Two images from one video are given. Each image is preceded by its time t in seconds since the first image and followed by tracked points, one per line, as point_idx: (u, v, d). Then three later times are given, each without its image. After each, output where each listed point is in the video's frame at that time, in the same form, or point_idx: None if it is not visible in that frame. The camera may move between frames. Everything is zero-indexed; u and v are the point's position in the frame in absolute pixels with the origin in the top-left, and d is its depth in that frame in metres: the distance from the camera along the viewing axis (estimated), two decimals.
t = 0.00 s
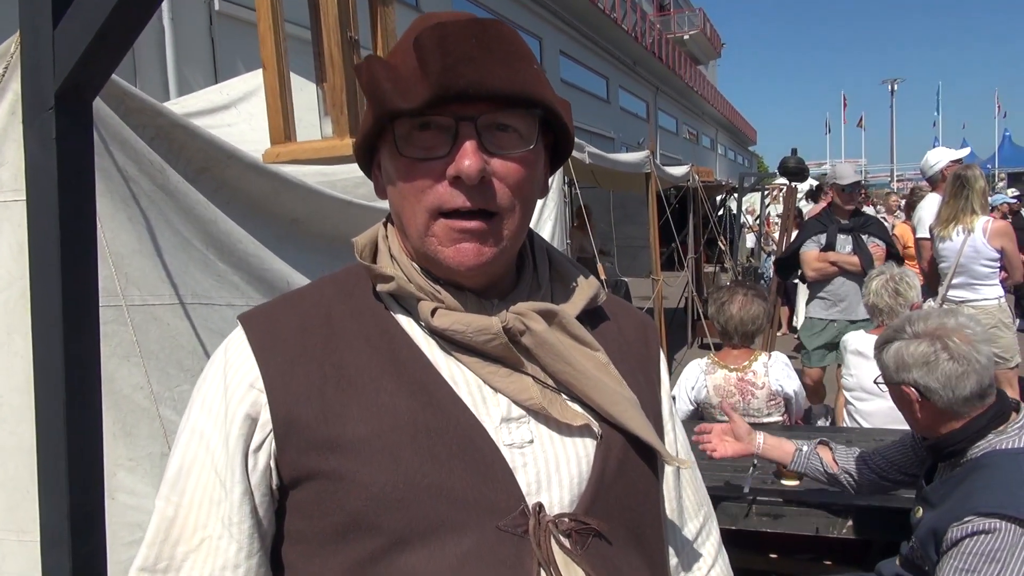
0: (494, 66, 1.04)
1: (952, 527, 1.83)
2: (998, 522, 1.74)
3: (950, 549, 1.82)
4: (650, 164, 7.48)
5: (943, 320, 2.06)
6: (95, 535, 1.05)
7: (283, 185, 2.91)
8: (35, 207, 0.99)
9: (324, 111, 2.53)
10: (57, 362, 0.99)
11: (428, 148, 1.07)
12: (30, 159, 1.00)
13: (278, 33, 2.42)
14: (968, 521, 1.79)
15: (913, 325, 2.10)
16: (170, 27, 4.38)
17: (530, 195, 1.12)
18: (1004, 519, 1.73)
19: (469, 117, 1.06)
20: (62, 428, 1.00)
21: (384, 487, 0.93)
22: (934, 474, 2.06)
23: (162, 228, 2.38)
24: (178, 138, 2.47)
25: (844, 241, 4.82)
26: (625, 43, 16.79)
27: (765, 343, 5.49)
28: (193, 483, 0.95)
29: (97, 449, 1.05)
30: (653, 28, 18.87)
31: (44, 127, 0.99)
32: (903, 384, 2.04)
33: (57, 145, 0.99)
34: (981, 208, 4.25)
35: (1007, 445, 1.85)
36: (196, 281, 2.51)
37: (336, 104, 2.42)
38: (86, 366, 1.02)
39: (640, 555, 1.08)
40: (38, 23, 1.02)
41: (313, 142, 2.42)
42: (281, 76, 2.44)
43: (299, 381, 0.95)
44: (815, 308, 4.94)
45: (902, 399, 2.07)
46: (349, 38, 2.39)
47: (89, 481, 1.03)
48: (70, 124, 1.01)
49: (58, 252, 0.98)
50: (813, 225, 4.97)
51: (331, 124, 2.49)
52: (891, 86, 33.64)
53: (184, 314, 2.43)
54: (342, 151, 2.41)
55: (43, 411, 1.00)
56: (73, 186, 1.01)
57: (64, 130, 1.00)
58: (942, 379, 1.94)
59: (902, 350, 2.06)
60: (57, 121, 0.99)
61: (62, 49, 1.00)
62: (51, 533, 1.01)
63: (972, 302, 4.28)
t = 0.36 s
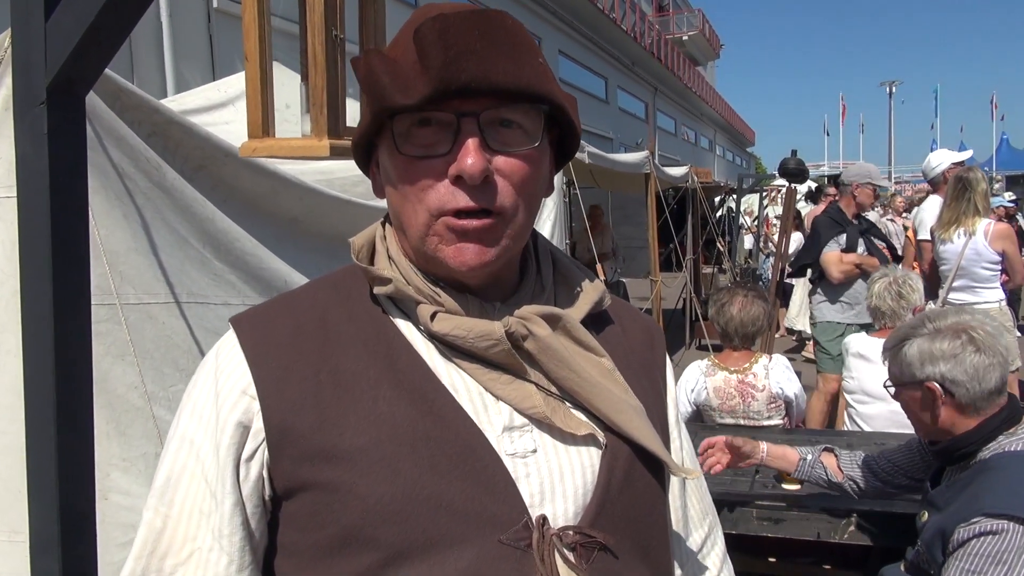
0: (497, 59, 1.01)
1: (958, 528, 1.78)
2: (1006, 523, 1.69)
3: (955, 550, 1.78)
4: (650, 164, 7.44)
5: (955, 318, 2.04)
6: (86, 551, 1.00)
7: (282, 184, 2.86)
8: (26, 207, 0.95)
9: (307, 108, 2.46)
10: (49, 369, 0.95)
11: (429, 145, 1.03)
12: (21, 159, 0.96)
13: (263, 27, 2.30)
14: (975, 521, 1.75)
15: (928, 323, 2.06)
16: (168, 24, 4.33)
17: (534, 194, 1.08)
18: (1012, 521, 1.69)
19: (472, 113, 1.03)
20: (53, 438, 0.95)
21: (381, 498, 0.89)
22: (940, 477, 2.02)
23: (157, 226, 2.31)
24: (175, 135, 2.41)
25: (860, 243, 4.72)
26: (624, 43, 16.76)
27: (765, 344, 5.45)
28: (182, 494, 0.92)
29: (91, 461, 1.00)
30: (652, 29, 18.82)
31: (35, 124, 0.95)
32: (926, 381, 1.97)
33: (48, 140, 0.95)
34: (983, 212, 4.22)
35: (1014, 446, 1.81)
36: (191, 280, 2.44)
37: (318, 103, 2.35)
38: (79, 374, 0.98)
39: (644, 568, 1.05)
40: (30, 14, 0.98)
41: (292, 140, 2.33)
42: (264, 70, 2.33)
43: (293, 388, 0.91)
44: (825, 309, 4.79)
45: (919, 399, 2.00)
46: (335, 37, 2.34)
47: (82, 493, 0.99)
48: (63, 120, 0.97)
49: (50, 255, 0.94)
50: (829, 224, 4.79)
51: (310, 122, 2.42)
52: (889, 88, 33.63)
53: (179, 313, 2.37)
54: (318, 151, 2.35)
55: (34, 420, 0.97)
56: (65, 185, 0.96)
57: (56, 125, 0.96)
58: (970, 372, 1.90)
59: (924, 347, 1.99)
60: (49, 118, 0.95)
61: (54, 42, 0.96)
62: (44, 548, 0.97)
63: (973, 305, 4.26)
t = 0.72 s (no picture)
0: (488, 56, 0.98)
1: (983, 534, 1.73)
2: None
3: (979, 557, 1.72)
4: (665, 163, 7.36)
5: (971, 317, 1.99)
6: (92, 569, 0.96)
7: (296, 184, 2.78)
8: (31, 211, 0.92)
9: (321, 104, 2.40)
10: (52, 380, 0.91)
11: (421, 145, 1.01)
12: (26, 162, 0.92)
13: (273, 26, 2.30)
14: (1001, 528, 1.69)
15: (947, 325, 2.00)
16: (183, 25, 4.33)
17: (532, 193, 1.06)
18: None
19: (464, 112, 1.01)
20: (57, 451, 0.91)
21: (375, 505, 0.87)
22: (956, 485, 1.97)
23: (168, 225, 2.26)
24: (185, 134, 2.35)
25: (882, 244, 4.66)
26: (639, 42, 16.66)
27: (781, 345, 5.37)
28: (177, 497, 0.90)
29: (94, 475, 0.96)
30: (667, 27, 18.68)
31: (38, 122, 0.91)
32: (965, 384, 1.88)
33: (52, 141, 0.91)
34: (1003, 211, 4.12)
35: None
36: (202, 280, 2.37)
37: (331, 96, 2.29)
38: (84, 386, 0.94)
39: None
40: (33, 10, 0.95)
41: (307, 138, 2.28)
42: (276, 67, 2.32)
43: (288, 392, 0.89)
44: (863, 317, 4.49)
45: (955, 406, 1.90)
46: (347, 29, 2.27)
47: (87, 506, 0.95)
48: (66, 120, 0.93)
49: (54, 262, 0.91)
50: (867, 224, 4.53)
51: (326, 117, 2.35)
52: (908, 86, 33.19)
53: (190, 312, 2.31)
54: (336, 146, 2.25)
55: (38, 434, 0.93)
56: (71, 188, 0.93)
57: (60, 124, 0.92)
58: (1007, 367, 1.85)
59: (955, 349, 1.92)
60: (53, 116, 0.91)
61: (58, 38, 0.92)
62: (45, 563, 0.93)
63: (994, 306, 4.17)
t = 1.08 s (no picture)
0: (501, 51, 0.97)
1: (1000, 543, 1.70)
2: None
3: (996, 565, 1.69)
4: (672, 161, 7.33)
5: (978, 319, 1.94)
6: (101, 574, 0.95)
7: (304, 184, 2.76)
8: (39, 215, 0.90)
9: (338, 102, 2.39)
10: (61, 384, 0.90)
11: (432, 142, 0.99)
12: (35, 163, 0.91)
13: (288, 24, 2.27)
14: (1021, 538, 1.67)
15: (954, 331, 1.94)
16: (190, 24, 4.32)
17: (546, 192, 1.04)
18: None
19: (476, 109, 0.99)
20: (66, 457, 0.90)
21: (388, 512, 0.86)
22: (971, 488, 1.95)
23: (176, 226, 2.25)
24: (193, 134, 2.33)
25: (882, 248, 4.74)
26: (645, 41, 16.60)
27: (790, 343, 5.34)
28: (186, 504, 0.88)
29: (105, 481, 0.95)
30: (673, 26, 18.62)
31: (47, 123, 0.90)
32: (982, 393, 1.83)
33: (60, 142, 0.90)
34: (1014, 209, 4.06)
35: None
36: (210, 280, 2.36)
37: (348, 94, 2.26)
38: (93, 390, 0.93)
39: None
40: (41, 9, 0.94)
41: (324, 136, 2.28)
42: (291, 66, 2.30)
43: (298, 398, 0.88)
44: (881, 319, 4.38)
45: (972, 415, 1.86)
46: (362, 24, 2.24)
47: (96, 512, 0.94)
48: (75, 121, 0.91)
49: (64, 265, 0.89)
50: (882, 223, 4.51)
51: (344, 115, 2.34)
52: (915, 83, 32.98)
53: (198, 313, 2.29)
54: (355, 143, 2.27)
55: (46, 440, 0.91)
56: (79, 190, 0.91)
57: (68, 125, 0.91)
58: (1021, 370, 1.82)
59: (968, 357, 1.87)
60: (61, 117, 0.90)
61: (66, 37, 0.90)
62: (54, 569, 0.92)
63: (1005, 304, 4.11)
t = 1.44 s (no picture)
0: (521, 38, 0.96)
1: (1015, 539, 1.68)
2: None
3: (1012, 560, 1.67)
4: (676, 155, 7.29)
5: None
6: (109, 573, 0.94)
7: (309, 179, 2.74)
8: (44, 210, 0.89)
9: (328, 96, 2.37)
10: (68, 381, 0.88)
11: (446, 127, 0.98)
12: (39, 159, 0.90)
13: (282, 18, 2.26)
14: None
15: (998, 319, 1.90)
16: (192, 22, 4.31)
17: (560, 184, 1.02)
18: None
19: (492, 95, 0.98)
20: (73, 455, 0.89)
21: (398, 507, 0.84)
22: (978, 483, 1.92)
23: (181, 222, 2.24)
24: (197, 130, 2.32)
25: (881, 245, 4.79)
26: (648, 34, 16.52)
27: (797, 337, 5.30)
28: (193, 501, 0.87)
29: (114, 479, 0.94)
30: (676, 19, 18.53)
31: (51, 116, 0.88)
32: (1011, 386, 1.81)
33: (64, 137, 0.88)
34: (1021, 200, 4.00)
35: None
36: (216, 277, 2.35)
37: (338, 90, 2.24)
38: (101, 387, 0.91)
39: None
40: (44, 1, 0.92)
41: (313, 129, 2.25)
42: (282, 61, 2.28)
43: (306, 392, 0.86)
44: (896, 311, 4.36)
45: (993, 406, 1.84)
46: (354, 20, 2.20)
47: (105, 511, 0.93)
48: (80, 115, 0.90)
49: (70, 263, 0.88)
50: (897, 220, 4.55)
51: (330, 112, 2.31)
52: (920, 76, 32.82)
53: (204, 310, 2.28)
54: (342, 141, 2.25)
55: (54, 438, 0.90)
56: (83, 185, 0.90)
57: (73, 120, 0.89)
58: None
59: (1010, 350, 1.84)
60: (65, 110, 0.88)
61: (69, 29, 0.89)
62: (63, 568, 0.91)
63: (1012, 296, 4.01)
